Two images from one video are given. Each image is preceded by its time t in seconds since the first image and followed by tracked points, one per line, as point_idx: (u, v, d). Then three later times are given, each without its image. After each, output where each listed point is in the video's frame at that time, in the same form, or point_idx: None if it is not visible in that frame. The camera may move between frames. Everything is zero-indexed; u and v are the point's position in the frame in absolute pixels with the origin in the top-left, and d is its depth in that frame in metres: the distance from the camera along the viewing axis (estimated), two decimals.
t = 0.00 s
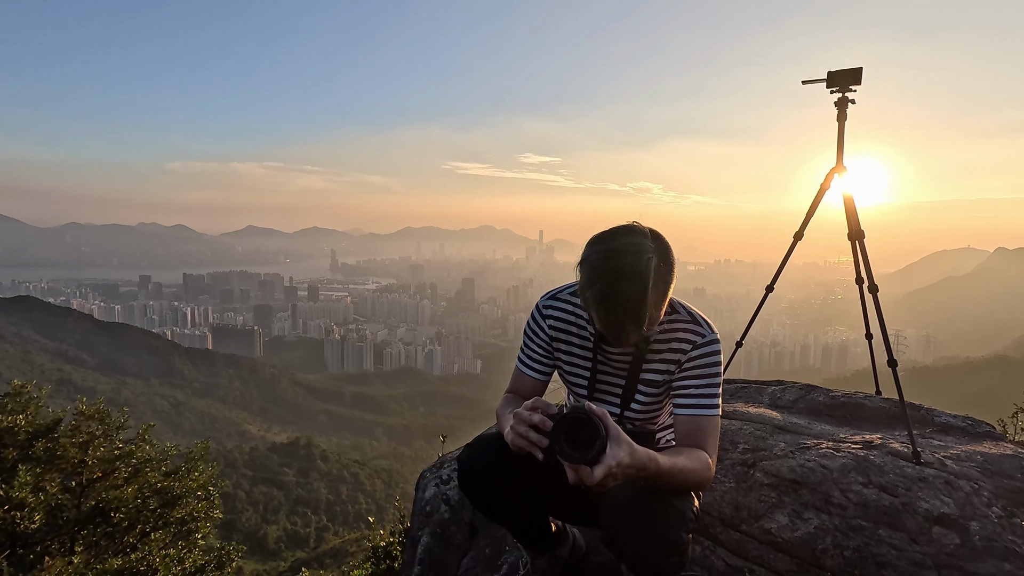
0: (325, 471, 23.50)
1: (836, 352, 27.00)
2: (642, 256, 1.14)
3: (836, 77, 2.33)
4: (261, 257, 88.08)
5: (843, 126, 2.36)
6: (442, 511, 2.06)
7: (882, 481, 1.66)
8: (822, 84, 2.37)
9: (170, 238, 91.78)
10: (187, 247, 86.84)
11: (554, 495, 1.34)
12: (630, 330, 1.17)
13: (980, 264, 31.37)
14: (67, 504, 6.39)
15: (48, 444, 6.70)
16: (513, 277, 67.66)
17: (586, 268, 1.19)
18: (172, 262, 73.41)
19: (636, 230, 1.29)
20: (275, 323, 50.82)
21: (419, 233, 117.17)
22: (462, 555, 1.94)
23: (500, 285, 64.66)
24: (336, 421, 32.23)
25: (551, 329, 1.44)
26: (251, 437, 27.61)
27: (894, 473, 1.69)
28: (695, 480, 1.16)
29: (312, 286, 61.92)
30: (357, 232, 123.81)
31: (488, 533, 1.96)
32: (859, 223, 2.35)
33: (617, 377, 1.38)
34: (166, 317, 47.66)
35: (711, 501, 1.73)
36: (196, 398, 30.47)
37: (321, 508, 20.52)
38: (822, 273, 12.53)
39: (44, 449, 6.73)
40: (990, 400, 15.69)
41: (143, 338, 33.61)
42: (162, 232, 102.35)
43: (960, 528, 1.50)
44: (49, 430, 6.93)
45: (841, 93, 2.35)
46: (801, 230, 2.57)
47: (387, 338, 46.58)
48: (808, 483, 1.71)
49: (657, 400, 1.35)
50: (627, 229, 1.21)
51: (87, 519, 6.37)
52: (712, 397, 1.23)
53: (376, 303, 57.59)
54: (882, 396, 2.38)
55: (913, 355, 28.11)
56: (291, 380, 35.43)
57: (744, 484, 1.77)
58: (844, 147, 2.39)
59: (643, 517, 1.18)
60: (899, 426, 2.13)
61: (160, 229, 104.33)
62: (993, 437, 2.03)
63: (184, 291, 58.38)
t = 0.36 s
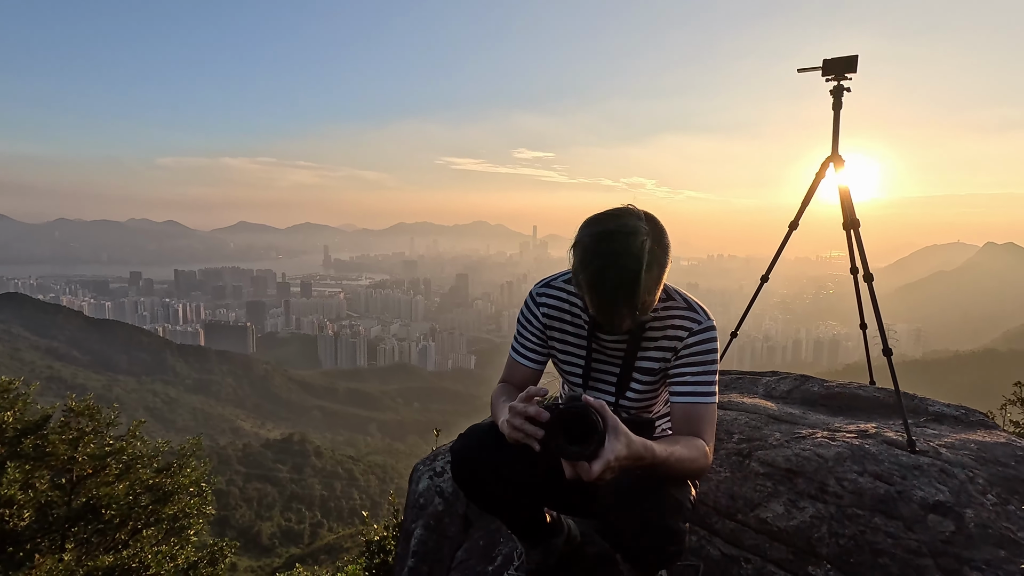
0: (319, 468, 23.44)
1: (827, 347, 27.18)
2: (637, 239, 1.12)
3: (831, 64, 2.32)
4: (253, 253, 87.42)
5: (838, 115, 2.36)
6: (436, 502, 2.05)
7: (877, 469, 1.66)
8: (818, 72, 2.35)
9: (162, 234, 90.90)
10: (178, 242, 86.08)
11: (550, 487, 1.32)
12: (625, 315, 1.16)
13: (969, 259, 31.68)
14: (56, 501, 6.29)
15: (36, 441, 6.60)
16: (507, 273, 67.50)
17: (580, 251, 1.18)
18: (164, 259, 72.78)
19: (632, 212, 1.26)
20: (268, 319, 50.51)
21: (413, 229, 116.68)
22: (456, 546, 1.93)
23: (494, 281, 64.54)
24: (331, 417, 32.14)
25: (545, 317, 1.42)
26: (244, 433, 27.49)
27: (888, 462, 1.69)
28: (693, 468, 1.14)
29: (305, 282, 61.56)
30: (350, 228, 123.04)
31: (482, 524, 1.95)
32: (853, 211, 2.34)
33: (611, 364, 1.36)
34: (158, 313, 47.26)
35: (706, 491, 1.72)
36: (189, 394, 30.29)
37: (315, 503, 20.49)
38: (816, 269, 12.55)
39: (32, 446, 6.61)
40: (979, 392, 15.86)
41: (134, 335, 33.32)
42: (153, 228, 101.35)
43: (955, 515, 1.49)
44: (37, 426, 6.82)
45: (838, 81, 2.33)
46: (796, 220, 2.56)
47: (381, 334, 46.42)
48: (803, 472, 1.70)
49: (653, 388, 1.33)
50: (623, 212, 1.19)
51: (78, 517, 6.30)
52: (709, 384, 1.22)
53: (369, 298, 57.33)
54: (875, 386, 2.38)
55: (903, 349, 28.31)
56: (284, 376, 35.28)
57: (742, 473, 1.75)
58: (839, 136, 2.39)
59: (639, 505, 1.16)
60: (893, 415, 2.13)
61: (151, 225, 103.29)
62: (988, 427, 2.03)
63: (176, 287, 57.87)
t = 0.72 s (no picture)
0: (310, 466, 23.35)
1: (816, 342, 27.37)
2: (630, 227, 1.11)
3: (823, 58, 2.32)
4: (243, 250, 86.64)
5: (829, 108, 2.37)
6: (430, 497, 2.04)
7: (868, 461, 1.67)
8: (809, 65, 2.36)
9: (149, 231, 89.81)
10: (166, 240, 85.10)
11: (546, 483, 1.31)
12: (619, 306, 1.16)
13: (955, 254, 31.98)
14: (44, 501, 6.21)
15: (23, 441, 6.51)
16: (499, 269, 67.30)
17: (574, 241, 1.17)
18: (151, 256, 71.95)
19: (626, 203, 1.25)
20: (258, 316, 50.08)
21: (404, 226, 116.05)
22: (451, 541, 1.92)
23: (486, 277, 64.36)
24: (322, 415, 31.96)
25: (539, 309, 1.41)
26: (235, 432, 27.29)
27: (880, 453, 1.71)
28: (689, 461, 1.14)
29: (296, 279, 61.08)
30: (340, 224, 122.17)
31: (477, 518, 1.94)
32: (845, 204, 2.36)
33: (606, 357, 1.35)
34: (146, 311, 46.72)
35: (700, 483, 1.73)
36: (178, 393, 30.00)
37: (307, 502, 20.38)
38: (807, 266, 12.62)
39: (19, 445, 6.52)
40: (965, 386, 16.08)
41: (121, 334, 32.91)
42: (140, 224, 100.11)
43: (946, 505, 1.51)
44: (23, 426, 6.71)
45: (829, 75, 2.34)
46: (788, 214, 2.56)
47: (372, 332, 46.18)
48: (795, 464, 1.71)
49: (648, 379, 1.33)
50: (618, 202, 1.19)
51: (66, 516, 6.23)
52: (704, 376, 1.21)
53: (361, 295, 56.99)
54: (866, 379, 2.40)
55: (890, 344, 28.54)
56: (275, 374, 35.03)
57: (735, 466, 1.76)
58: (831, 130, 2.40)
59: (637, 498, 1.16)
60: (885, 407, 2.15)
61: (139, 222, 102.06)
62: (977, 418, 2.06)
63: (164, 285, 57.20)
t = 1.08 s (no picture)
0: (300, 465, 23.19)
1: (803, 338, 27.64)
2: (623, 230, 1.13)
3: (810, 60, 2.35)
4: (230, 248, 85.76)
5: (817, 108, 2.40)
6: (424, 496, 2.05)
7: (855, 455, 1.71)
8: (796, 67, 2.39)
9: (134, 229, 88.55)
10: (152, 237, 83.99)
11: (541, 484, 1.32)
12: (614, 307, 1.16)
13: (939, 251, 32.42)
14: (29, 503, 6.13)
15: (8, 443, 6.41)
16: (489, 266, 67.19)
17: (566, 244, 1.18)
18: (137, 254, 71.00)
19: (618, 206, 1.26)
20: (246, 315, 49.60)
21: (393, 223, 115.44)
22: (445, 539, 1.93)
23: (476, 275, 64.24)
24: (312, 414, 31.75)
25: (531, 310, 1.41)
26: (223, 431, 27.05)
27: (866, 447, 1.74)
28: (679, 460, 1.16)
29: (284, 277, 60.57)
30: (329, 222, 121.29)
31: (471, 516, 1.95)
32: (832, 202, 2.39)
33: (598, 357, 1.37)
34: (131, 310, 46.09)
35: (692, 479, 1.76)
36: (165, 393, 29.66)
37: (297, 501, 20.26)
38: (795, 263, 12.75)
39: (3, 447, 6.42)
40: (948, 380, 16.32)
41: (106, 334, 32.47)
42: (125, 222, 98.71)
43: (929, 497, 1.55)
44: (7, 427, 6.61)
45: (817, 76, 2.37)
46: (777, 213, 2.59)
47: (362, 330, 45.94)
48: (785, 459, 1.74)
49: (640, 379, 1.34)
50: (609, 203, 1.20)
51: (51, 519, 6.15)
52: (694, 374, 1.23)
53: (350, 293, 56.65)
54: (852, 375, 2.44)
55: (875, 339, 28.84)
56: (263, 373, 34.75)
57: (725, 462, 1.79)
58: (818, 130, 2.43)
59: (628, 498, 1.18)
60: (870, 402, 2.19)
61: (123, 220, 100.66)
62: (959, 412, 2.11)
63: (150, 284, 56.47)
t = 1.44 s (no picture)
0: (288, 464, 23.02)
1: (790, 333, 27.90)
2: (620, 227, 1.15)
3: (799, 58, 2.39)
4: (216, 246, 84.76)
5: (807, 107, 2.43)
6: (421, 490, 2.06)
7: (844, 445, 1.75)
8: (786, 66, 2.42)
9: (118, 227, 87.23)
10: (136, 236, 82.80)
11: (540, 476, 1.34)
12: (612, 303, 1.19)
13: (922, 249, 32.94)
14: (15, 505, 6.03)
15: None
16: (478, 264, 67.00)
17: (565, 242, 1.20)
18: (120, 252, 69.97)
19: (614, 200, 1.29)
20: (233, 314, 49.10)
21: (382, 221, 114.72)
22: (442, 533, 1.94)
23: (465, 272, 64.06)
24: (301, 412, 31.54)
25: (528, 305, 1.43)
26: (211, 430, 26.81)
27: (854, 437, 1.79)
28: (677, 450, 1.19)
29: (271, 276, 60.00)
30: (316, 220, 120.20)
31: (468, 509, 1.96)
32: (821, 199, 2.43)
33: (594, 350, 1.39)
34: (115, 309, 45.41)
35: (686, 470, 1.79)
36: (152, 393, 29.32)
37: (285, 501, 20.15)
38: (782, 259, 12.86)
39: None
40: (931, 374, 16.57)
41: (90, 334, 32.00)
42: (108, 220, 97.15)
43: (916, 485, 1.59)
44: None
45: (806, 74, 2.41)
46: (767, 210, 2.63)
47: (351, 328, 45.67)
48: (775, 449, 1.78)
49: (635, 372, 1.37)
50: (606, 201, 1.22)
51: (38, 521, 6.08)
52: (690, 367, 1.26)
53: (338, 292, 56.25)
54: (841, 366, 2.50)
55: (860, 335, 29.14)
56: (251, 372, 34.45)
57: (717, 453, 1.83)
58: (808, 128, 2.47)
59: (626, 489, 1.20)
60: (859, 394, 2.24)
61: (106, 218, 99.06)
62: (943, 402, 2.17)
63: (134, 282, 55.69)
